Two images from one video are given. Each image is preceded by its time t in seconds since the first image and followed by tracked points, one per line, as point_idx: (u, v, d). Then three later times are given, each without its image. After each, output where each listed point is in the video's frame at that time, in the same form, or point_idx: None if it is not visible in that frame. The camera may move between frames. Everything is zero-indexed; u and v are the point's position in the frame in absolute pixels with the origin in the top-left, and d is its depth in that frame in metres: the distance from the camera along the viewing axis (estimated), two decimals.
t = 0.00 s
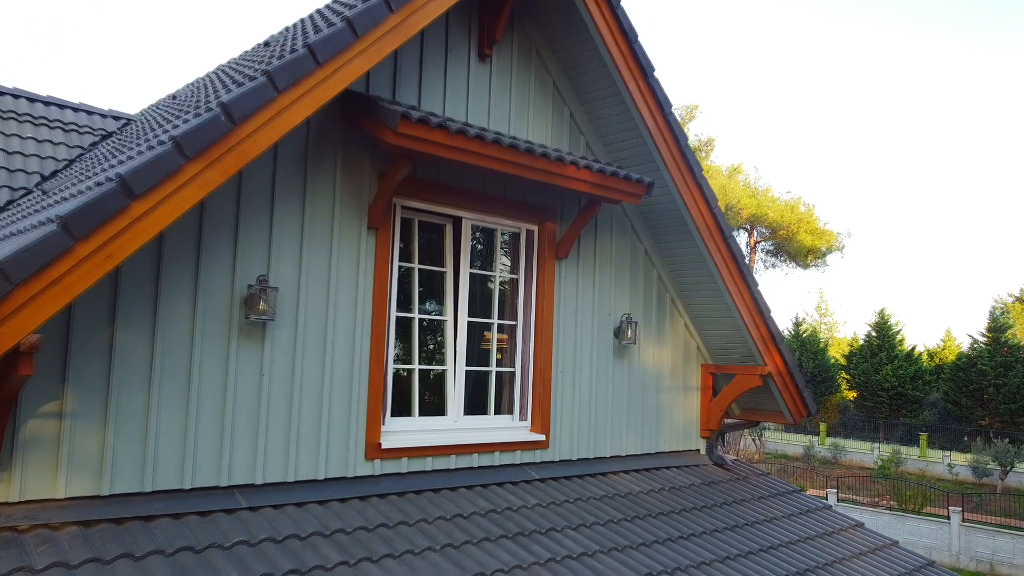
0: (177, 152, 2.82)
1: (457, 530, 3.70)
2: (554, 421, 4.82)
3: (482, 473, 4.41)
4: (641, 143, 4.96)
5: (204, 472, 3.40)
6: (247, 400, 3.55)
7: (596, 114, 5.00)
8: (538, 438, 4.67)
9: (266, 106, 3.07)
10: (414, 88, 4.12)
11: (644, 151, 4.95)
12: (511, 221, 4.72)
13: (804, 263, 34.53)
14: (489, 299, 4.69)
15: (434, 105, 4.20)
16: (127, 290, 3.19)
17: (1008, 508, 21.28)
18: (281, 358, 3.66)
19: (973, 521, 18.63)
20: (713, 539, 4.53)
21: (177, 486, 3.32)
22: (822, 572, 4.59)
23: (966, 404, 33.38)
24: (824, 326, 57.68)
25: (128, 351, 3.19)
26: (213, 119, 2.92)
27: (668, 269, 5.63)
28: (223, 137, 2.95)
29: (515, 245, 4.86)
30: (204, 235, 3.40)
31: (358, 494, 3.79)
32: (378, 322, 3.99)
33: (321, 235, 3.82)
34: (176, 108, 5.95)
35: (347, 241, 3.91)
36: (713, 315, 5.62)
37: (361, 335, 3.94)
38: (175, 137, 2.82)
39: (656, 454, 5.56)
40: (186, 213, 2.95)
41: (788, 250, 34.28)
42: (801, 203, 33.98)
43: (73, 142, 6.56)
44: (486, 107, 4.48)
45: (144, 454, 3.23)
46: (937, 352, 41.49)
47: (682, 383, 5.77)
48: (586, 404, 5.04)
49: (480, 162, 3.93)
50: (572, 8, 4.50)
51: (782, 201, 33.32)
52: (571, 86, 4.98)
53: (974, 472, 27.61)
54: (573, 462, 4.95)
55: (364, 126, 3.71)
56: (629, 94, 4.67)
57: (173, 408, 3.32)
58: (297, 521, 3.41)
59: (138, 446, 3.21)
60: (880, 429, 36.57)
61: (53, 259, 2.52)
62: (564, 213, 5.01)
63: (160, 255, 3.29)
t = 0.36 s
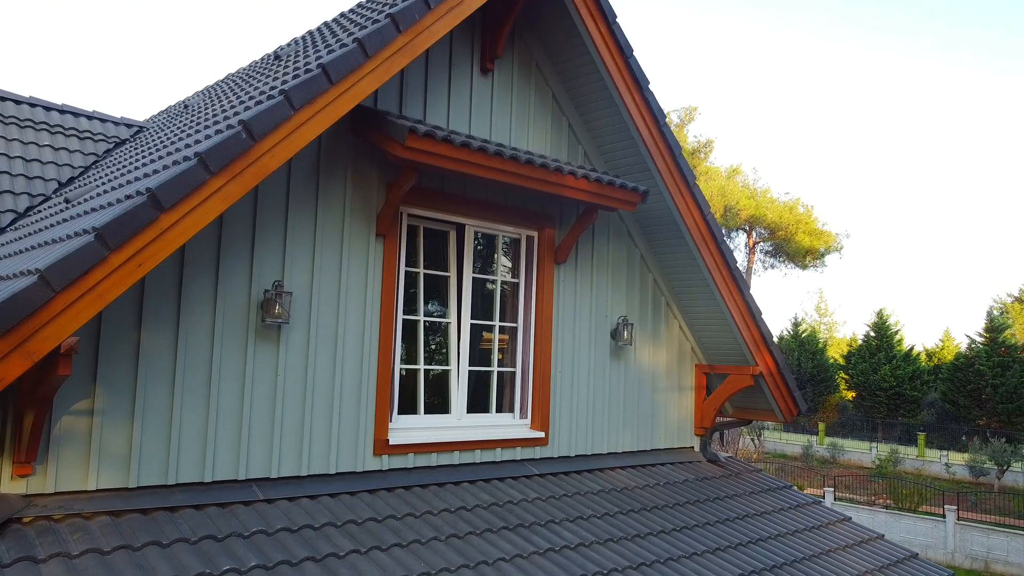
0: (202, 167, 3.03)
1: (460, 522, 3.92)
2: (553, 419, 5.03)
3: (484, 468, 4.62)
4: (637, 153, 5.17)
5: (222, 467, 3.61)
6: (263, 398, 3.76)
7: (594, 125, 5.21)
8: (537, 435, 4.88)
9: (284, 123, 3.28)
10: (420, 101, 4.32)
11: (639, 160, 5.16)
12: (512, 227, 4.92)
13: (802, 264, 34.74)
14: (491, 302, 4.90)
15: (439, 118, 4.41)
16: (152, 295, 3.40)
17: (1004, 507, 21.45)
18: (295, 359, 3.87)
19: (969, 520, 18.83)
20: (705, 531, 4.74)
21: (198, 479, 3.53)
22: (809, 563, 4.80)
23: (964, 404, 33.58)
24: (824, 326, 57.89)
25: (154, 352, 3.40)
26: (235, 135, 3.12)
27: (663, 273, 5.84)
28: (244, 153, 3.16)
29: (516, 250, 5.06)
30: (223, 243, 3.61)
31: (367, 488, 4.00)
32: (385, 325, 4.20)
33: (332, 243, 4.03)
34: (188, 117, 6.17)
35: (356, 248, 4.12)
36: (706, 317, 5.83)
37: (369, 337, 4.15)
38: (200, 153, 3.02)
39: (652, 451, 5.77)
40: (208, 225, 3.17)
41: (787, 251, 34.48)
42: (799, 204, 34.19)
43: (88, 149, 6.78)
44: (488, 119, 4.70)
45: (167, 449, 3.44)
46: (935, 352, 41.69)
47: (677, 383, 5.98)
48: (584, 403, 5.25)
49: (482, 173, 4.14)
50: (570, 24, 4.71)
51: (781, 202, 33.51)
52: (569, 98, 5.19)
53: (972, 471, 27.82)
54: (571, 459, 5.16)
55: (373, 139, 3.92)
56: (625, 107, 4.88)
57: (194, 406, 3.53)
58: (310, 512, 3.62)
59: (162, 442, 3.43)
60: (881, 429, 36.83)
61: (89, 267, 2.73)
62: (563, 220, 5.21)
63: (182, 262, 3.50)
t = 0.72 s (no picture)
0: (223, 182, 3.24)
1: (463, 515, 4.13)
2: (552, 418, 5.25)
3: (486, 464, 4.84)
4: (632, 162, 5.38)
5: (240, 462, 3.82)
6: (277, 397, 3.97)
7: (591, 135, 5.43)
8: (536, 433, 5.10)
9: (299, 140, 3.49)
10: (425, 115, 4.54)
11: (634, 169, 5.37)
12: (513, 234, 5.14)
13: (800, 265, 34.93)
14: (492, 305, 5.11)
15: (443, 130, 4.63)
16: (174, 300, 3.61)
17: (999, 506, 21.65)
18: (307, 360, 4.09)
19: (965, 519, 19.03)
20: (696, 525, 4.96)
21: (217, 473, 3.74)
22: (796, 555, 5.02)
23: (961, 404, 33.78)
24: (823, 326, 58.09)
25: (175, 354, 3.61)
26: (254, 152, 3.33)
27: (658, 277, 6.06)
28: (262, 168, 3.37)
29: (516, 257, 5.29)
30: (240, 251, 3.82)
31: (375, 482, 4.22)
32: (392, 328, 4.42)
33: (341, 250, 4.24)
34: (200, 127, 6.38)
35: (364, 254, 4.33)
36: (700, 319, 6.04)
37: (377, 339, 4.36)
38: (221, 169, 3.23)
39: (647, 448, 5.98)
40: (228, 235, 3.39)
41: (786, 252, 34.67)
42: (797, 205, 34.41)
43: (103, 157, 7.00)
44: (489, 130, 4.91)
45: (188, 445, 3.65)
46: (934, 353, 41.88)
47: (671, 383, 6.19)
48: (582, 402, 5.47)
49: (484, 183, 4.35)
50: (568, 40, 4.92)
51: (779, 203, 33.74)
52: (567, 109, 5.41)
53: (969, 470, 28.04)
54: (569, 455, 5.38)
55: (382, 152, 4.14)
56: (621, 119, 5.09)
57: (213, 404, 3.74)
58: (322, 505, 3.83)
59: (183, 438, 3.64)
60: (878, 429, 36.96)
61: (121, 276, 2.95)
62: (561, 226, 5.43)
63: (201, 269, 3.71)
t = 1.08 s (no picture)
0: (242, 195, 3.45)
1: (466, 509, 4.35)
2: (551, 417, 5.46)
3: (487, 461, 5.06)
4: (628, 171, 5.59)
5: (255, 458, 4.04)
6: (290, 397, 4.19)
7: (588, 145, 5.65)
8: (536, 431, 5.31)
9: (312, 154, 3.71)
10: (429, 127, 4.76)
11: (630, 178, 5.59)
12: (513, 240, 5.35)
13: (799, 265, 35.15)
14: (494, 308, 5.33)
15: (446, 142, 4.85)
16: (193, 305, 3.82)
17: (995, 504, 21.88)
18: (318, 361, 4.30)
19: (960, 517, 19.26)
20: (689, 519, 5.18)
21: (234, 469, 3.96)
22: (785, 548, 5.25)
23: (959, 404, 34.01)
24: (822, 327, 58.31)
25: (195, 356, 3.82)
26: (269, 166, 3.54)
27: (653, 281, 6.28)
28: (278, 181, 3.58)
29: (516, 261, 5.51)
30: (255, 258, 4.04)
31: (382, 478, 4.43)
32: (398, 331, 4.64)
33: (350, 256, 4.46)
34: (210, 135, 6.59)
35: (372, 261, 4.55)
36: (694, 322, 6.26)
37: (383, 341, 4.58)
38: (239, 183, 3.45)
39: (643, 446, 6.20)
40: (247, 245, 3.61)
41: (784, 253, 34.90)
42: (796, 206, 34.60)
43: (115, 164, 7.22)
44: (491, 141, 5.13)
45: (207, 442, 3.87)
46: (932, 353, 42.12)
47: (666, 383, 6.41)
48: (580, 402, 5.68)
49: (487, 193, 4.57)
50: (566, 55, 5.13)
51: (778, 204, 33.96)
52: (566, 120, 5.62)
53: (966, 469, 28.25)
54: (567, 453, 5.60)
55: (389, 164, 4.36)
56: (617, 131, 5.30)
57: (230, 403, 3.96)
58: (333, 499, 4.05)
59: (202, 435, 3.86)
60: (874, 429, 37.03)
61: (148, 284, 3.16)
62: (560, 233, 5.64)
63: (219, 276, 3.92)
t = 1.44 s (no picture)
0: (258, 206, 3.67)
1: (469, 503, 4.58)
2: (550, 416, 5.69)
3: (489, 458, 5.28)
4: (623, 180, 5.81)
5: (268, 455, 4.26)
6: (302, 396, 4.41)
7: (586, 154, 5.87)
8: (535, 429, 5.53)
9: (324, 167, 3.92)
10: (433, 139, 4.98)
11: (626, 186, 5.81)
12: (514, 246, 5.56)
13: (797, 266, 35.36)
14: (495, 311, 5.55)
15: (449, 152, 5.07)
16: (211, 310, 4.05)
17: (990, 503, 22.10)
18: (328, 363, 4.52)
19: (955, 516, 19.46)
20: (682, 514, 5.41)
21: (249, 464, 4.18)
22: (773, 541, 5.47)
23: (956, 404, 34.22)
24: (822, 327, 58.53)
25: (213, 358, 4.04)
26: (284, 180, 3.76)
27: (649, 284, 6.50)
28: (292, 193, 3.80)
29: (516, 265, 5.72)
30: (270, 264, 4.26)
31: (389, 473, 4.66)
32: (404, 333, 4.86)
33: (359, 263, 4.68)
34: (220, 143, 6.81)
35: (379, 267, 4.77)
36: (688, 324, 6.48)
37: (390, 343, 4.80)
38: (256, 195, 3.66)
39: (639, 444, 6.42)
40: (263, 254, 3.84)
41: (783, 254, 35.12)
42: (795, 207, 34.81)
43: (128, 171, 7.45)
44: (492, 152, 5.36)
45: (224, 439, 4.09)
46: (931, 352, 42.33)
47: (661, 383, 6.63)
48: (578, 401, 5.90)
49: (488, 202, 4.79)
50: (564, 69, 5.35)
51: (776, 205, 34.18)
52: (564, 130, 5.85)
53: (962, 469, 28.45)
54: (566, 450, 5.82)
55: (396, 174, 4.58)
56: (613, 140, 5.52)
57: (245, 403, 4.18)
58: (343, 493, 4.28)
59: (220, 432, 4.08)
60: (873, 429, 37.05)
61: (172, 291, 3.39)
62: (558, 238, 5.86)
63: (235, 282, 4.15)
